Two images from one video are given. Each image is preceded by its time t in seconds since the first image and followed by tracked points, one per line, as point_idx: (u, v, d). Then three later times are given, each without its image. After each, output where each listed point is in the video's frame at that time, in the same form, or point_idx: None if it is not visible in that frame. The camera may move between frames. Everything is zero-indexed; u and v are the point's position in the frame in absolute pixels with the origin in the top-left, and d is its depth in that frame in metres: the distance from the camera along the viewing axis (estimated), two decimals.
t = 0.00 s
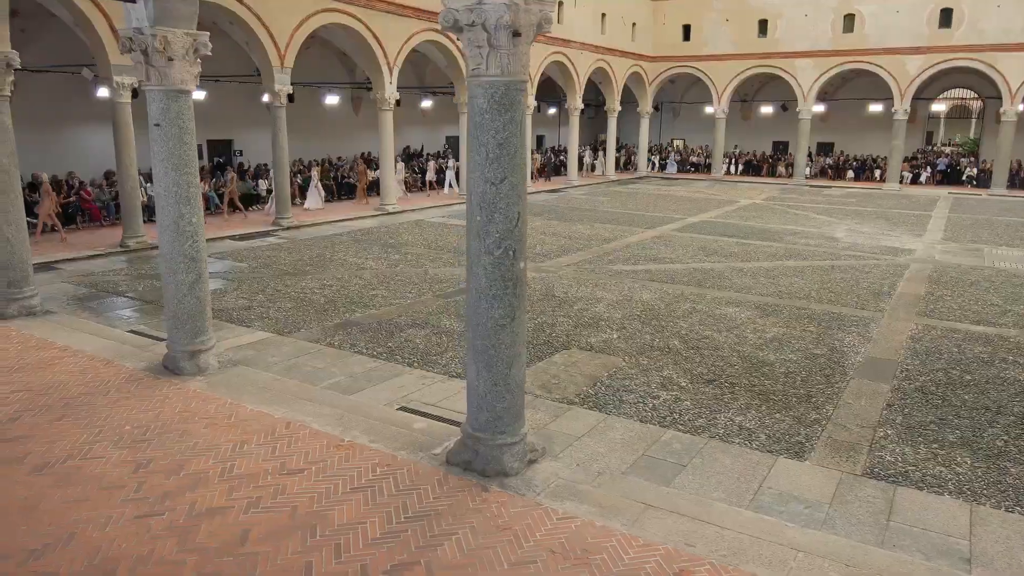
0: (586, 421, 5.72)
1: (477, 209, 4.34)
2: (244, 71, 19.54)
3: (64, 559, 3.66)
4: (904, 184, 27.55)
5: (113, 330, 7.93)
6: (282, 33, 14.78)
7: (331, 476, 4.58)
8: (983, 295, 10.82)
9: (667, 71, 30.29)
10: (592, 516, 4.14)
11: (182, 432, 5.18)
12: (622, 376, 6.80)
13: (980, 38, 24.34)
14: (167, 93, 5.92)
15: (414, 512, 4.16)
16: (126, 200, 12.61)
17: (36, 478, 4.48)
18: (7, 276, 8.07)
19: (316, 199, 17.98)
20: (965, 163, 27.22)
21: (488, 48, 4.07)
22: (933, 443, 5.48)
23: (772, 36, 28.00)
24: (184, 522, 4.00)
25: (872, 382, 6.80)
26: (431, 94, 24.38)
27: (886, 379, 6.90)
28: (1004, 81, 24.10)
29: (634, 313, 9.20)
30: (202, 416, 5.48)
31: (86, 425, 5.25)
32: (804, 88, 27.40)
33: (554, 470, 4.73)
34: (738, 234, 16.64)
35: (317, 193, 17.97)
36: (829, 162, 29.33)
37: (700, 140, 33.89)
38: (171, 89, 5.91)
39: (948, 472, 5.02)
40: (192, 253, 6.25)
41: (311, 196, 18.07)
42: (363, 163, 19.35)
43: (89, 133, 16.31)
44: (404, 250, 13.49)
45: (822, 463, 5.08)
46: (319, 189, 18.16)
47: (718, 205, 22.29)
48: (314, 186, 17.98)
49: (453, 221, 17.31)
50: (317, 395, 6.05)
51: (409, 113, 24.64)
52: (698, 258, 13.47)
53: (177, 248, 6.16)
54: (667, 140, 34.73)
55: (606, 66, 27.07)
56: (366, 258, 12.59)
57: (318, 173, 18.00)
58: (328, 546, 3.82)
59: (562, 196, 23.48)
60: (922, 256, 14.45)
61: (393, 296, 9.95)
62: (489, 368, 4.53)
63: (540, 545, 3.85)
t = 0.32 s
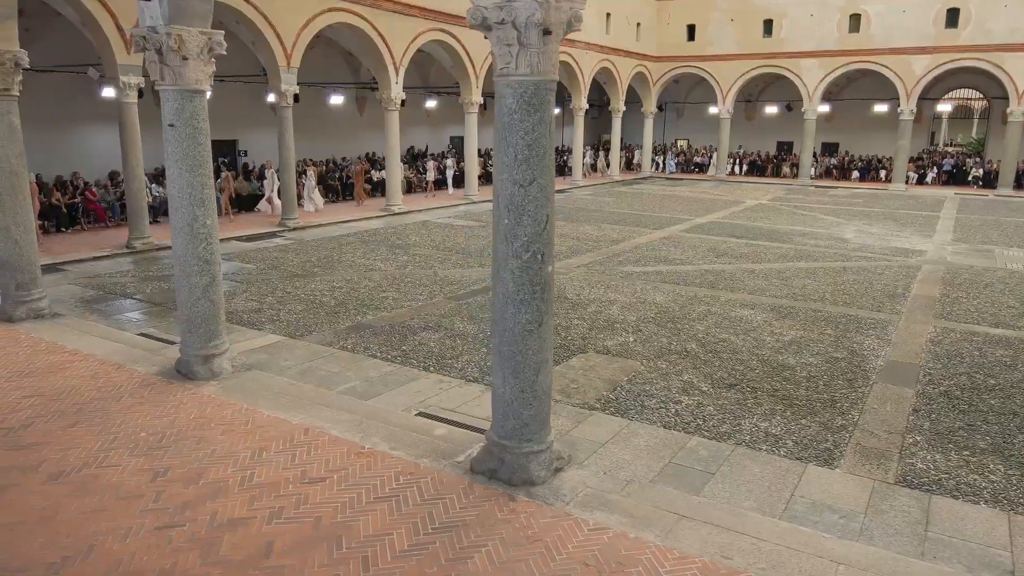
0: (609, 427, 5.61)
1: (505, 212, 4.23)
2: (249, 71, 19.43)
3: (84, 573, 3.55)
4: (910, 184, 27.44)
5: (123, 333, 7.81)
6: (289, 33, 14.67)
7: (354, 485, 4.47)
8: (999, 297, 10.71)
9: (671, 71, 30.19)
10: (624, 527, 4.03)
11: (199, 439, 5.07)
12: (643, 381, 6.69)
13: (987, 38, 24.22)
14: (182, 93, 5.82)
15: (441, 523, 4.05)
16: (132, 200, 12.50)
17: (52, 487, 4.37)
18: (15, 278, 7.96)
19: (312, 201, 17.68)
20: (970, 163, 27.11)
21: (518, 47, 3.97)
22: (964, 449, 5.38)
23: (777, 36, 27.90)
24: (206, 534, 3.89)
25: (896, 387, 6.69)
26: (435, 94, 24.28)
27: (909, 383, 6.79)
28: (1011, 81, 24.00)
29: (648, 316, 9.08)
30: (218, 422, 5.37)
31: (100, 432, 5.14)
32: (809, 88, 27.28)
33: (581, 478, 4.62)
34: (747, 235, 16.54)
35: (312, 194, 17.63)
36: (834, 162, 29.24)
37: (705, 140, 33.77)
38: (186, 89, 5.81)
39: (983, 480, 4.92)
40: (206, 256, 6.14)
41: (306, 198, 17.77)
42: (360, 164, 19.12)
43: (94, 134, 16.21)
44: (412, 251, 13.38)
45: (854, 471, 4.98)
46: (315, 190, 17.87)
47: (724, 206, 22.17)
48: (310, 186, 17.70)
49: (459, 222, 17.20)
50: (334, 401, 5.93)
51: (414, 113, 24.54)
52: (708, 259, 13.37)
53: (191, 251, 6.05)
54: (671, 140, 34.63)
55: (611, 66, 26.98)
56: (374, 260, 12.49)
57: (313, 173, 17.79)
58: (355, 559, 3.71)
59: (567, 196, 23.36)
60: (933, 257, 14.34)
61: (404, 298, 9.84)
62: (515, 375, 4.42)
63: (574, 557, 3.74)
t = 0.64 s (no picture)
0: (633, 433, 5.51)
1: (534, 215, 4.12)
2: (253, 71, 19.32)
3: None
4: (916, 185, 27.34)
5: (133, 336, 7.70)
6: (295, 32, 14.55)
7: (378, 494, 4.36)
8: (1017, 300, 10.57)
9: (676, 71, 30.10)
10: (658, 539, 3.93)
11: (217, 446, 4.96)
12: (663, 385, 6.59)
13: (993, 38, 24.10)
14: (197, 92, 5.71)
15: (471, 534, 3.94)
16: (139, 201, 12.39)
17: (69, 496, 4.25)
18: (24, 281, 7.85)
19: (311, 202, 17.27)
20: (977, 163, 27.00)
21: (550, 45, 3.86)
22: (996, 456, 5.28)
23: (782, 36, 27.78)
24: (230, 546, 3.78)
25: (921, 391, 6.59)
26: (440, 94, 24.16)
27: (935, 388, 6.69)
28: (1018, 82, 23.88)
29: (664, 318, 8.98)
30: (236, 428, 5.27)
31: (115, 439, 5.03)
32: (815, 88, 27.16)
33: (610, 487, 4.50)
34: (755, 236, 16.41)
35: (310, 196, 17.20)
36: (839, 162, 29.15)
37: (709, 140, 33.67)
38: (200, 89, 5.70)
39: (1019, 488, 4.81)
40: (221, 259, 6.04)
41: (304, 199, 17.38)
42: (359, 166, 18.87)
43: (99, 133, 16.10)
44: (420, 252, 13.27)
45: (886, 479, 4.88)
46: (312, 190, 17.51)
47: (730, 206, 22.05)
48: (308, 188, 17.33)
49: (466, 222, 17.09)
50: (352, 406, 5.82)
51: (418, 113, 24.43)
52: (719, 260, 13.26)
53: (206, 254, 5.95)
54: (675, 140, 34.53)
55: (616, 66, 26.89)
56: (383, 261, 12.37)
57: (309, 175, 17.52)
58: (385, 572, 3.60)
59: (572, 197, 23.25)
60: (945, 258, 14.21)
61: (415, 300, 9.73)
62: (544, 382, 4.31)
63: (610, 570, 3.64)
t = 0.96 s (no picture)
0: (659, 439, 5.41)
1: (566, 218, 4.01)
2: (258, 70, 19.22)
3: None
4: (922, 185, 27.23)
5: (144, 340, 7.59)
6: (302, 31, 14.45)
7: (404, 504, 4.24)
8: None
9: (680, 71, 30.00)
10: (695, 551, 3.82)
11: (236, 454, 4.85)
12: (685, 390, 6.48)
13: (1001, 38, 24.00)
14: (213, 92, 5.60)
15: (503, 546, 3.83)
16: (145, 201, 12.27)
17: (87, 507, 4.14)
18: (33, 283, 7.73)
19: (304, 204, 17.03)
20: (983, 163, 26.89)
21: (584, 43, 3.76)
22: None
23: (787, 36, 27.69)
24: (256, 559, 3.67)
25: (947, 396, 6.49)
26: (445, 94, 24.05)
27: (961, 393, 6.58)
28: None
29: (679, 321, 8.87)
30: (255, 435, 5.15)
31: (132, 447, 4.92)
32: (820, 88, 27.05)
33: (642, 497, 4.39)
34: (764, 236, 16.31)
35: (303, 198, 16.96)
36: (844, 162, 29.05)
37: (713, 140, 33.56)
38: (217, 89, 5.59)
39: None
40: (237, 261, 5.93)
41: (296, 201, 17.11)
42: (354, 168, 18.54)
43: (104, 133, 16.00)
44: (429, 253, 13.17)
45: (921, 488, 4.78)
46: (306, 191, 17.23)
47: (737, 207, 21.93)
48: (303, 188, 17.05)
49: (473, 223, 16.99)
50: (372, 412, 5.71)
51: (423, 113, 24.32)
52: (730, 261, 13.14)
53: (221, 257, 5.84)
54: (679, 140, 34.43)
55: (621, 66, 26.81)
56: (392, 262, 12.26)
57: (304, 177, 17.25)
58: None
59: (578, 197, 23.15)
60: (957, 259, 14.10)
61: (427, 302, 9.61)
62: (575, 389, 4.20)
63: None
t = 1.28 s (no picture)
0: (685, 446, 5.31)
1: (599, 221, 3.90)
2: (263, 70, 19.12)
3: None
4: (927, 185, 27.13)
5: (155, 343, 7.47)
6: (310, 31, 14.33)
7: (431, 515, 4.14)
8: None
9: (685, 71, 29.89)
10: (734, 564, 3.71)
11: (256, 462, 4.74)
12: (708, 395, 6.37)
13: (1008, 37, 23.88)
14: (229, 92, 5.49)
15: (536, 559, 3.73)
16: (152, 203, 12.17)
17: (106, 518, 4.03)
18: (41, 286, 7.61)
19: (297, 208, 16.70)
20: (989, 163, 26.76)
21: (620, 41, 3.65)
22: None
23: (793, 35, 27.58)
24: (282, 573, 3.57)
25: (973, 401, 6.38)
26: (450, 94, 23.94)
27: (988, 398, 6.47)
28: None
29: (696, 323, 8.76)
30: (275, 442, 5.05)
31: (149, 454, 4.81)
32: (826, 88, 26.94)
33: (675, 507, 4.28)
34: (774, 237, 16.18)
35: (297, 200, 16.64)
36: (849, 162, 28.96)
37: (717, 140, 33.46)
38: (233, 89, 5.48)
39: None
40: (253, 265, 5.83)
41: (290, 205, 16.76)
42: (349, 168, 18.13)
43: (109, 134, 15.89)
44: (437, 255, 13.05)
45: (957, 496, 4.67)
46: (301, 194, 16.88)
47: (744, 207, 21.79)
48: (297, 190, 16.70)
49: (480, 224, 16.88)
50: (391, 418, 5.60)
51: (427, 113, 24.21)
52: (741, 263, 13.02)
53: (237, 260, 5.74)
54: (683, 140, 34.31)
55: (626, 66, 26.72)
56: (401, 264, 12.16)
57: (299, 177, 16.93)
58: None
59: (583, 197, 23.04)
60: (970, 261, 13.97)
61: (439, 305, 9.50)
62: (606, 397, 4.08)
63: None
